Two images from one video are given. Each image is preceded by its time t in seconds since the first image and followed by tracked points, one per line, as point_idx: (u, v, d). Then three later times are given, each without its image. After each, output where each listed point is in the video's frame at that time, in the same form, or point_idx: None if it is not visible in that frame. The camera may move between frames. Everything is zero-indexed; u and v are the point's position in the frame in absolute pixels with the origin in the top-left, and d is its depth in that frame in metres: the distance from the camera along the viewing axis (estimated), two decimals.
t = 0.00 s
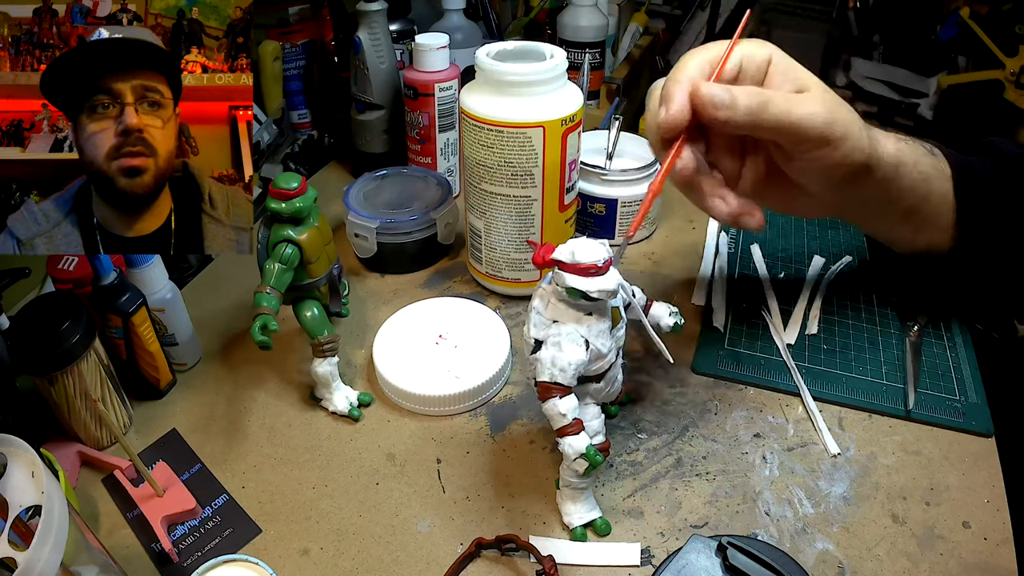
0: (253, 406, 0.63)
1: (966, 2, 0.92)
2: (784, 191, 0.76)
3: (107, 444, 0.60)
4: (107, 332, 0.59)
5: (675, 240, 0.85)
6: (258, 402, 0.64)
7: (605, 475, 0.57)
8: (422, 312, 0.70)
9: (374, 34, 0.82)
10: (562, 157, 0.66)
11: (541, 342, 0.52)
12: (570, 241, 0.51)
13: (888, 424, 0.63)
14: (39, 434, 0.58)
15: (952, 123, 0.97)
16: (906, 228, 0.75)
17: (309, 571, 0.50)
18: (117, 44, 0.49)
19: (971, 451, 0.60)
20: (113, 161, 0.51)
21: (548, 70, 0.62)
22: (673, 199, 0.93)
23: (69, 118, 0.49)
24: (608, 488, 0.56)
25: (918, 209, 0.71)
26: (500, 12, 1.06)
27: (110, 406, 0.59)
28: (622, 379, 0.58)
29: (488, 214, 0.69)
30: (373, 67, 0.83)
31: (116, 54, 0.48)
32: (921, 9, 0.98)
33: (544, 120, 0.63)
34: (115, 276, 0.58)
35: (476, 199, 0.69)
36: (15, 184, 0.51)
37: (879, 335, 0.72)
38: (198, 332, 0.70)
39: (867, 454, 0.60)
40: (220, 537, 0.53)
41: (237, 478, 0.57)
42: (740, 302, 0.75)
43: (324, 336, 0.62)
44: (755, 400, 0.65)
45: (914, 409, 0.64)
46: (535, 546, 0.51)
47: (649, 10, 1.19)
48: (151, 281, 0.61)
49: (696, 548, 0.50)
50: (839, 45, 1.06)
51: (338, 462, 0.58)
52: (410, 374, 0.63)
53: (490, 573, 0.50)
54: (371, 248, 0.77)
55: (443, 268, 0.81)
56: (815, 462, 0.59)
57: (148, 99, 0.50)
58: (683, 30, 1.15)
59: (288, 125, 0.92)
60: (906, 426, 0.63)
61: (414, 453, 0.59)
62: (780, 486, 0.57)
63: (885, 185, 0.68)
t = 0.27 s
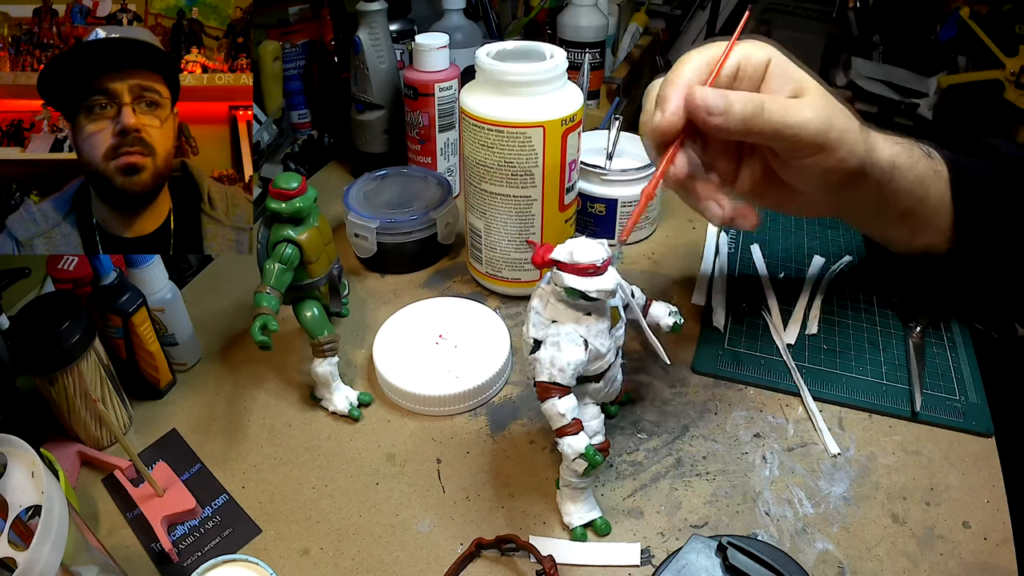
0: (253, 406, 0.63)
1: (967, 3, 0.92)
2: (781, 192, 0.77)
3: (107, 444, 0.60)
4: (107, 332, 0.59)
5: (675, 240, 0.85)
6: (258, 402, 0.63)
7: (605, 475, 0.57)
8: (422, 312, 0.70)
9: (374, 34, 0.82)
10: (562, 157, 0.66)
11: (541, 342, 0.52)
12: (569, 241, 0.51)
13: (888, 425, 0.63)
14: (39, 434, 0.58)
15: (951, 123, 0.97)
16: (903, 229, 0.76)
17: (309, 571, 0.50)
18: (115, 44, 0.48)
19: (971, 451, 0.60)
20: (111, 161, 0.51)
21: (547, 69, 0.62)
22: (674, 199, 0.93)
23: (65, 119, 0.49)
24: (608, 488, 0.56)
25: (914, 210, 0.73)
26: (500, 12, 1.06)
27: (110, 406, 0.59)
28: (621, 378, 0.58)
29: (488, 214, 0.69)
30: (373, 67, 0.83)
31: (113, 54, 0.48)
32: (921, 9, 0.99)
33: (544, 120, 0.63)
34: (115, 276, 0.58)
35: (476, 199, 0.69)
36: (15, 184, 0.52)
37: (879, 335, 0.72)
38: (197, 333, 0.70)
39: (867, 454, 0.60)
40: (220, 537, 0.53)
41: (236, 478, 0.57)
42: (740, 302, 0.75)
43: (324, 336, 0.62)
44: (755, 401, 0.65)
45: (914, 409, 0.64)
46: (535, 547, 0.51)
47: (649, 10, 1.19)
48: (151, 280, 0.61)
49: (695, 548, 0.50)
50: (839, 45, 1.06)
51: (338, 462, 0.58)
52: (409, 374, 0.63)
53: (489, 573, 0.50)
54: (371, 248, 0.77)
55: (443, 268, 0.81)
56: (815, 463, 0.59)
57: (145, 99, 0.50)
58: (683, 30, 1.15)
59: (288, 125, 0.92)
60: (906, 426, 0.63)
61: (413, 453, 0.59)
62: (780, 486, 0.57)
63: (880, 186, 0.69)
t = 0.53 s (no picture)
0: (252, 404, 0.63)
1: (967, 2, 0.93)
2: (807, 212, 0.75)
3: (107, 443, 0.59)
4: (106, 330, 0.59)
5: (675, 239, 0.85)
6: (257, 401, 0.63)
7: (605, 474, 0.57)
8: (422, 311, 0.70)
9: (374, 32, 0.82)
10: (562, 156, 0.66)
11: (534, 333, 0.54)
12: (563, 237, 0.54)
13: (888, 425, 0.63)
14: (38, 434, 0.58)
15: (951, 123, 0.97)
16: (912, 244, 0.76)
17: (308, 571, 0.50)
18: (111, 43, 0.48)
19: (971, 451, 0.60)
20: (107, 161, 0.50)
21: (547, 68, 0.61)
22: (674, 198, 0.92)
23: (63, 119, 0.49)
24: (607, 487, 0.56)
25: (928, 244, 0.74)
26: (500, 10, 1.06)
27: (110, 405, 0.58)
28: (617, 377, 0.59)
29: (488, 213, 0.69)
30: (373, 65, 0.83)
31: (109, 53, 0.47)
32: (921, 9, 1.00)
33: (544, 119, 0.62)
34: (114, 274, 0.58)
35: (477, 198, 0.69)
36: (15, 184, 0.51)
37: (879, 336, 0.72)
38: (197, 331, 0.69)
39: (867, 454, 0.60)
40: (219, 536, 0.53)
41: (236, 477, 0.57)
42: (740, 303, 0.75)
43: (324, 335, 0.61)
44: (755, 401, 0.65)
45: (914, 410, 0.64)
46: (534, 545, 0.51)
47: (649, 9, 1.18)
48: (150, 279, 0.60)
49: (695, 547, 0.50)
50: (838, 44, 1.05)
51: (337, 462, 0.58)
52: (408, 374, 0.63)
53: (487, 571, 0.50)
54: (371, 247, 0.77)
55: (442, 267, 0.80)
56: (815, 463, 0.59)
57: (141, 98, 0.49)
58: (683, 29, 1.15)
59: (288, 124, 0.92)
60: (906, 426, 0.63)
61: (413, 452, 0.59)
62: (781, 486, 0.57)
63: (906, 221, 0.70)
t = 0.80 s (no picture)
0: (252, 404, 0.63)
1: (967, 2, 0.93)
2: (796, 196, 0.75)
3: (107, 443, 0.59)
4: (107, 331, 0.59)
5: (675, 239, 0.85)
6: (257, 401, 0.63)
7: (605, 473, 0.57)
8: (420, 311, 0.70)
9: (374, 32, 0.82)
10: (562, 156, 0.66)
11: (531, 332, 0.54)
12: (563, 237, 0.54)
13: (889, 424, 0.63)
14: (38, 434, 0.58)
15: (951, 123, 0.97)
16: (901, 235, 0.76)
17: (308, 571, 0.50)
18: (110, 44, 0.48)
19: (971, 451, 0.60)
20: (106, 161, 0.50)
21: (547, 69, 0.61)
22: (674, 198, 0.92)
23: (62, 119, 0.49)
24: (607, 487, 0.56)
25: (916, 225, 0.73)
26: (500, 10, 1.06)
27: (110, 405, 0.58)
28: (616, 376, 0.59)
29: (488, 213, 0.69)
30: (373, 65, 0.83)
31: (109, 54, 0.48)
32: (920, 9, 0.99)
33: (543, 119, 0.62)
34: (114, 274, 0.58)
35: (476, 198, 0.69)
36: (15, 184, 0.51)
37: (880, 335, 0.72)
38: (197, 331, 0.69)
39: (867, 454, 0.60)
40: (219, 536, 0.53)
41: (236, 477, 0.57)
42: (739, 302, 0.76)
43: (324, 335, 0.61)
44: (755, 401, 0.65)
45: (914, 410, 0.64)
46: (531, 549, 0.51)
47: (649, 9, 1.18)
48: (150, 279, 0.60)
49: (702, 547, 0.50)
50: (838, 44, 1.05)
51: (337, 462, 0.58)
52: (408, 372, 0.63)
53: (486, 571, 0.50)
54: (371, 247, 0.77)
55: (442, 267, 0.80)
56: (815, 463, 0.59)
57: (140, 98, 0.49)
58: (683, 29, 1.15)
59: (288, 124, 0.92)
60: (907, 425, 0.63)
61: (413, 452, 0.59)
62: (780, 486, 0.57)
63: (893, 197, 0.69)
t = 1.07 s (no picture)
0: (252, 404, 0.63)
1: (967, 2, 0.93)
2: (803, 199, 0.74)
3: (107, 443, 0.60)
4: (107, 331, 0.59)
5: (675, 239, 0.85)
6: (257, 401, 0.63)
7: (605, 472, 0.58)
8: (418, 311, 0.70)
9: (374, 32, 0.82)
10: (562, 156, 0.66)
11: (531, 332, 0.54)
12: (566, 236, 0.53)
13: (888, 424, 0.63)
14: (38, 433, 0.58)
15: (952, 123, 0.97)
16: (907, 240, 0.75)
17: (308, 571, 0.50)
18: (111, 44, 0.48)
19: (971, 451, 0.60)
20: (106, 162, 0.50)
21: (547, 69, 0.62)
22: (674, 198, 0.92)
23: (63, 119, 0.49)
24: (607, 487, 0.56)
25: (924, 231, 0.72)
26: (500, 10, 1.06)
27: (110, 405, 0.58)
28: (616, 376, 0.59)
29: (488, 213, 0.69)
30: (373, 65, 0.83)
31: (109, 54, 0.48)
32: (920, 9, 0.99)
33: (543, 119, 0.63)
34: (114, 274, 0.58)
35: (476, 198, 0.69)
36: (15, 184, 0.51)
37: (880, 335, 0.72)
38: (197, 331, 0.69)
39: (867, 454, 0.60)
40: (219, 536, 0.53)
41: (235, 477, 0.57)
42: (739, 302, 0.76)
43: (324, 335, 0.61)
44: (755, 400, 0.65)
45: (914, 410, 0.64)
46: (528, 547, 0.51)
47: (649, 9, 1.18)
48: (150, 279, 0.60)
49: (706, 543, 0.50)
50: (839, 44, 1.05)
51: (337, 461, 0.58)
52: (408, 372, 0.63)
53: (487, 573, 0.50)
54: (371, 247, 0.77)
55: (442, 267, 0.80)
56: (815, 463, 0.59)
57: (140, 98, 0.49)
58: (683, 29, 1.15)
59: (288, 124, 0.92)
60: (907, 425, 0.63)
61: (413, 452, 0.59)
62: (780, 486, 0.57)
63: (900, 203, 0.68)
